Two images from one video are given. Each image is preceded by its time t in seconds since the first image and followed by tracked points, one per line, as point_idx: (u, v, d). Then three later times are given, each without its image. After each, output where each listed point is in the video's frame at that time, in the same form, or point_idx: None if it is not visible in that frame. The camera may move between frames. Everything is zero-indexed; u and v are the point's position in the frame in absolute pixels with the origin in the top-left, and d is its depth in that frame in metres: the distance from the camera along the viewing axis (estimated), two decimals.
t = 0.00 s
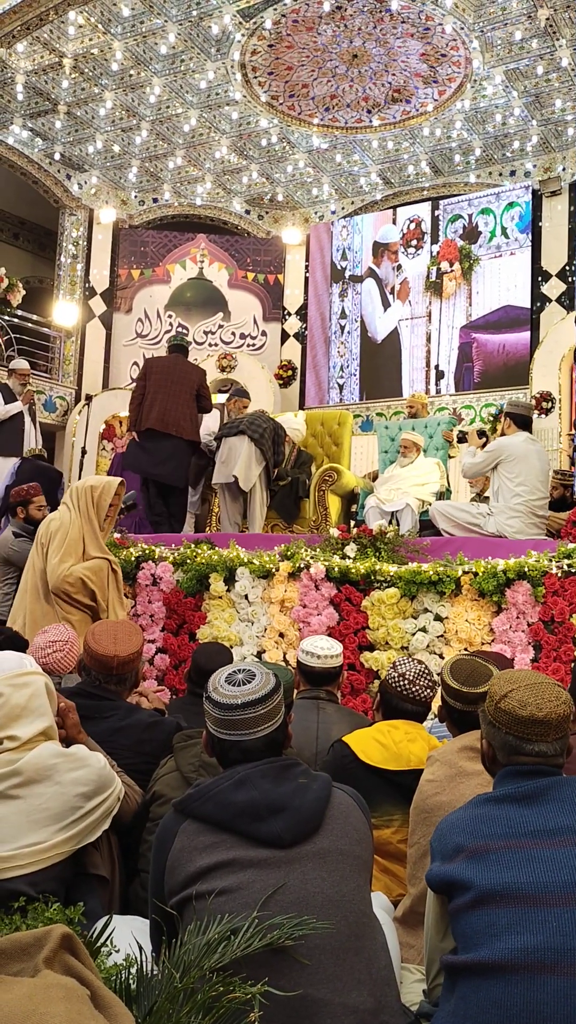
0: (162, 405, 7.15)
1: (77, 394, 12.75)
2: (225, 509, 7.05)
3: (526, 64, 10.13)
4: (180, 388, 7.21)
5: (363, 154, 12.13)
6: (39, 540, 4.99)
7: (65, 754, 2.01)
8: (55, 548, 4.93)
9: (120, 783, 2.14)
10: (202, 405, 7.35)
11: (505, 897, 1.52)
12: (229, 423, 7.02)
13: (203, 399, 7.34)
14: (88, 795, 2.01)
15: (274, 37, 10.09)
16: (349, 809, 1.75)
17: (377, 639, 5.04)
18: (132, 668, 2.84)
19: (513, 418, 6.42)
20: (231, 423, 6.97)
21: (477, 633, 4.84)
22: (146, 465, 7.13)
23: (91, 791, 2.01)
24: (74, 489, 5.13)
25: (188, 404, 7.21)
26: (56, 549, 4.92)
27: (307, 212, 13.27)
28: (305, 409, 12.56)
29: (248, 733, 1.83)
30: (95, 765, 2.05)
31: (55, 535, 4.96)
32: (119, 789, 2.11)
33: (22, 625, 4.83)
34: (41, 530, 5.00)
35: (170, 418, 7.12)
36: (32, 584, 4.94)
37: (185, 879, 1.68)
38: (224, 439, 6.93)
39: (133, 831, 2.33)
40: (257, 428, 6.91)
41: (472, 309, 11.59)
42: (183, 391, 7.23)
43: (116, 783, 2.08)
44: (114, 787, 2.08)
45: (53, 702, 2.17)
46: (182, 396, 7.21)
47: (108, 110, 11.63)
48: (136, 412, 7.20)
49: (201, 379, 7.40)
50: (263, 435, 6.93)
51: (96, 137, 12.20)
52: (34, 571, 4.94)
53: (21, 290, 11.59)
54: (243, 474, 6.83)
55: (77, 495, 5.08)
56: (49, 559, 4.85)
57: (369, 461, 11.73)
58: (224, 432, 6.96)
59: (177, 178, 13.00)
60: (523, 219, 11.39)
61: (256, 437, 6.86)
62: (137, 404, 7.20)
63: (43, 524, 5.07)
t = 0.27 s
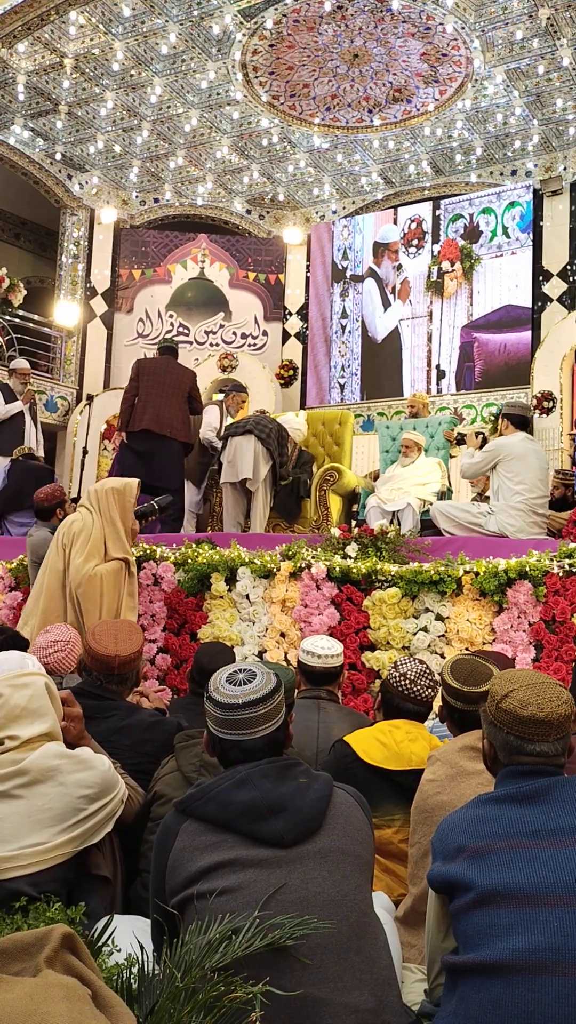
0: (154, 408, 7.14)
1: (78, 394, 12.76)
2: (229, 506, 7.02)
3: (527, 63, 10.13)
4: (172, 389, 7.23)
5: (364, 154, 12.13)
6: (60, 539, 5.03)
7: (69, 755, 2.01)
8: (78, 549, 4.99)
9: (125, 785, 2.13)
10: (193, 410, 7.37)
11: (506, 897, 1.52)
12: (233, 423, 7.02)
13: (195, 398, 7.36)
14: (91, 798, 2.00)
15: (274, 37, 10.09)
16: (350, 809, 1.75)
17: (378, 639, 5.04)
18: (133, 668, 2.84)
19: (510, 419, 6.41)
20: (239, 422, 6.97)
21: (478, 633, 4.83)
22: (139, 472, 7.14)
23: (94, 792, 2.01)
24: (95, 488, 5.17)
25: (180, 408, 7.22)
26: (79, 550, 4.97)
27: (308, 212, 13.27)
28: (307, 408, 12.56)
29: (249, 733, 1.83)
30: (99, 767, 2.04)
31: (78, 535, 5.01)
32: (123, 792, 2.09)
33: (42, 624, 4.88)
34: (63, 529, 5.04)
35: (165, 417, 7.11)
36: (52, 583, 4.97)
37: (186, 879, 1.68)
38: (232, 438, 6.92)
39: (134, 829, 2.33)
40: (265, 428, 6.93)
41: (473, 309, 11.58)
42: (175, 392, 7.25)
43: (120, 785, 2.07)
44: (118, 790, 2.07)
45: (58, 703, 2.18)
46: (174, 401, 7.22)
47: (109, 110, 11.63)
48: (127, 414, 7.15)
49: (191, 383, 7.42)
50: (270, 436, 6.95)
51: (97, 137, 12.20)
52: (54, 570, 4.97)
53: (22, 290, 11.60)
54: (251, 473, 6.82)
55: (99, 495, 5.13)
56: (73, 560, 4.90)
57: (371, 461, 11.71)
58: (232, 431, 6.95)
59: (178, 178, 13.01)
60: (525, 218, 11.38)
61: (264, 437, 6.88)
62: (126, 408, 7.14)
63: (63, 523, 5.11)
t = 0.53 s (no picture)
0: (137, 411, 7.23)
1: (79, 393, 12.77)
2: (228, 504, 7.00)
3: (528, 62, 10.12)
4: (152, 391, 7.34)
5: (364, 154, 12.13)
6: (86, 537, 5.04)
7: (71, 755, 2.01)
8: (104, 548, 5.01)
9: (128, 783, 2.13)
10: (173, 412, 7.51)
11: (507, 897, 1.52)
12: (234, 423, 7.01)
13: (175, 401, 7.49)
14: (94, 799, 2.01)
15: (275, 37, 10.09)
16: (352, 809, 1.75)
17: (379, 639, 5.04)
18: (134, 666, 2.82)
19: (508, 419, 6.42)
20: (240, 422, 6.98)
21: (479, 633, 4.83)
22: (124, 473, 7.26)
23: (96, 793, 2.01)
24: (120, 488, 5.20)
25: (161, 411, 7.35)
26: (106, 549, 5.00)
27: (309, 212, 13.28)
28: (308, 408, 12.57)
29: (248, 733, 1.83)
30: (102, 768, 2.04)
31: (105, 534, 5.04)
32: (126, 791, 2.09)
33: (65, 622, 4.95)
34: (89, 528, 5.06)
35: (147, 418, 7.23)
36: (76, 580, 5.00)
37: (187, 878, 1.68)
38: (235, 437, 6.92)
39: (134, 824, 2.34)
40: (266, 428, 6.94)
41: (473, 308, 11.58)
42: (156, 394, 7.36)
43: (121, 783, 2.07)
44: (120, 789, 2.06)
45: (59, 703, 2.17)
46: (156, 403, 7.34)
47: (110, 110, 11.64)
48: (108, 418, 7.23)
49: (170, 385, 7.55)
50: (272, 436, 6.97)
51: (97, 137, 12.21)
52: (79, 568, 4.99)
53: (23, 290, 11.61)
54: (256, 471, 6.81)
55: (124, 495, 5.16)
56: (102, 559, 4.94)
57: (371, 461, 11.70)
58: (233, 430, 6.95)
59: (179, 178, 13.01)
60: (526, 218, 11.38)
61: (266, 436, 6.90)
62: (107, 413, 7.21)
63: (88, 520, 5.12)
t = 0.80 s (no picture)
0: (116, 409, 7.67)
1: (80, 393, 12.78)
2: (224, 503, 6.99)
3: (529, 61, 10.11)
4: (132, 390, 7.77)
5: (366, 154, 12.13)
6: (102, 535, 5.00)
7: (66, 751, 2.01)
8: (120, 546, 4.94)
9: (124, 770, 2.14)
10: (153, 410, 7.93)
11: (508, 896, 1.52)
12: (234, 423, 7.00)
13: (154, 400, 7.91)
14: (90, 793, 2.01)
15: (276, 36, 10.09)
16: (353, 808, 1.75)
17: (380, 638, 5.04)
18: (135, 667, 2.79)
19: (509, 419, 6.42)
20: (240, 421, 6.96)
21: (481, 632, 4.83)
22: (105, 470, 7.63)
23: (93, 786, 2.01)
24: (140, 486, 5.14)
25: (140, 409, 7.78)
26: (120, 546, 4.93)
27: (310, 212, 13.28)
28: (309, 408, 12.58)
29: (248, 733, 1.82)
30: (97, 761, 2.04)
31: (121, 531, 4.97)
32: (123, 778, 2.10)
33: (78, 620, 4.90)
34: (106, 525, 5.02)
35: (125, 417, 7.67)
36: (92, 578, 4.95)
37: (188, 878, 1.68)
38: (235, 437, 6.91)
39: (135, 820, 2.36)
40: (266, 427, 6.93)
41: (475, 308, 11.57)
42: (136, 393, 7.79)
43: (119, 772, 2.08)
44: (117, 778, 2.07)
45: (54, 705, 2.15)
46: (136, 402, 7.77)
47: (111, 110, 11.64)
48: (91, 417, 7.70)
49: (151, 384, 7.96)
50: (271, 435, 6.95)
51: (98, 137, 12.21)
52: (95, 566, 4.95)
53: (24, 290, 11.61)
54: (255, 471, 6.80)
55: (143, 494, 5.09)
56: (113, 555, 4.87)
57: (372, 460, 11.69)
58: (233, 430, 6.94)
59: (179, 178, 13.00)
60: (527, 217, 11.34)
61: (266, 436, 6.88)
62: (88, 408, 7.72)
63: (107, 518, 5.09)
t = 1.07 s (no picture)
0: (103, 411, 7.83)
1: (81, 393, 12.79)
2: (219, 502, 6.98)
3: (529, 61, 10.10)
4: (121, 393, 7.91)
5: (366, 153, 12.13)
6: (131, 539, 4.92)
7: (60, 747, 2.01)
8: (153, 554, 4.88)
9: (120, 756, 2.13)
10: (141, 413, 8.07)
11: (508, 896, 1.52)
12: (233, 423, 7.01)
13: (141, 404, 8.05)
14: (85, 784, 2.01)
15: (277, 36, 10.09)
16: (354, 809, 1.75)
17: (381, 638, 5.04)
18: (135, 666, 2.77)
19: (510, 419, 6.42)
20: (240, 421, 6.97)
21: (481, 632, 4.83)
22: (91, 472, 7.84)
23: (87, 778, 2.01)
24: (164, 486, 5.06)
25: (127, 412, 7.93)
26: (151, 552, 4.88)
27: (311, 212, 13.28)
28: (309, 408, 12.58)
29: (248, 733, 1.83)
30: (90, 752, 2.04)
31: (153, 538, 4.91)
32: (119, 765, 2.09)
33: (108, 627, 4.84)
34: (134, 529, 4.94)
35: (111, 420, 7.82)
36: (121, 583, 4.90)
37: (189, 878, 1.68)
38: (234, 437, 6.91)
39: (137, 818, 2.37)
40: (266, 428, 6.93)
41: (475, 308, 11.56)
42: (124, 396, 7.94)
43: (116, 758, 2.08)
44: (112, 766, 2.06)
45: (46, 705, 2.16)
46: (122, 404, 7.92)
47: (111, 110, 11.64)
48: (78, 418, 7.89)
49: (141, 387, 8.10)
50: (270, 434, 6.95)
51: (99, 137, 12.21)
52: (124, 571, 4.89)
53: (25, 289, 11.61)
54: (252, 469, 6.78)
55: (172, 498, 5.02)
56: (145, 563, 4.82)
57: (373, 460, 11.69)
58: (233, 430, 6.94)
59: (180, 178, 13.00)
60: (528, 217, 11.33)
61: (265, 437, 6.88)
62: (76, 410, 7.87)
63: (133, 520, 5.00)
